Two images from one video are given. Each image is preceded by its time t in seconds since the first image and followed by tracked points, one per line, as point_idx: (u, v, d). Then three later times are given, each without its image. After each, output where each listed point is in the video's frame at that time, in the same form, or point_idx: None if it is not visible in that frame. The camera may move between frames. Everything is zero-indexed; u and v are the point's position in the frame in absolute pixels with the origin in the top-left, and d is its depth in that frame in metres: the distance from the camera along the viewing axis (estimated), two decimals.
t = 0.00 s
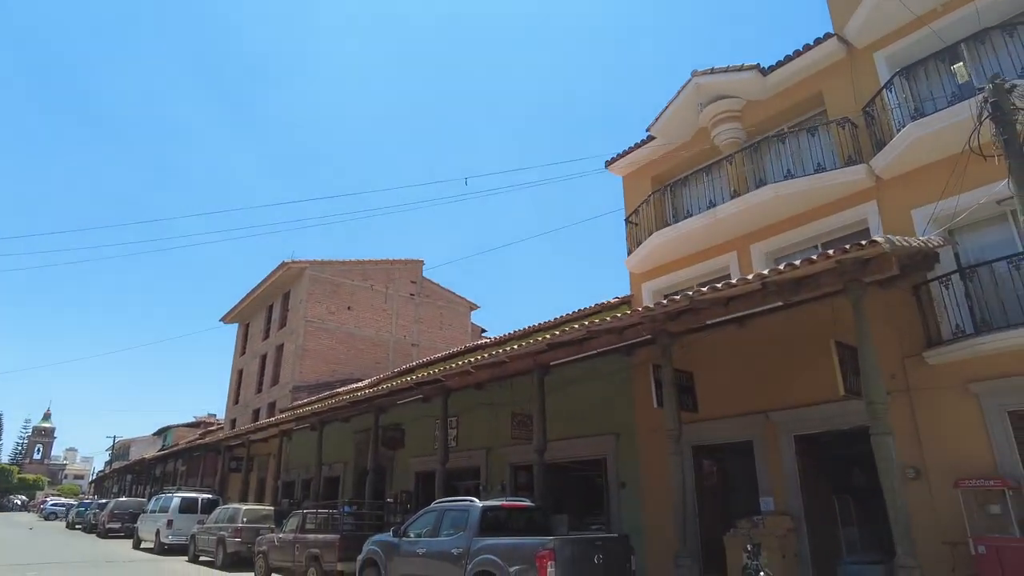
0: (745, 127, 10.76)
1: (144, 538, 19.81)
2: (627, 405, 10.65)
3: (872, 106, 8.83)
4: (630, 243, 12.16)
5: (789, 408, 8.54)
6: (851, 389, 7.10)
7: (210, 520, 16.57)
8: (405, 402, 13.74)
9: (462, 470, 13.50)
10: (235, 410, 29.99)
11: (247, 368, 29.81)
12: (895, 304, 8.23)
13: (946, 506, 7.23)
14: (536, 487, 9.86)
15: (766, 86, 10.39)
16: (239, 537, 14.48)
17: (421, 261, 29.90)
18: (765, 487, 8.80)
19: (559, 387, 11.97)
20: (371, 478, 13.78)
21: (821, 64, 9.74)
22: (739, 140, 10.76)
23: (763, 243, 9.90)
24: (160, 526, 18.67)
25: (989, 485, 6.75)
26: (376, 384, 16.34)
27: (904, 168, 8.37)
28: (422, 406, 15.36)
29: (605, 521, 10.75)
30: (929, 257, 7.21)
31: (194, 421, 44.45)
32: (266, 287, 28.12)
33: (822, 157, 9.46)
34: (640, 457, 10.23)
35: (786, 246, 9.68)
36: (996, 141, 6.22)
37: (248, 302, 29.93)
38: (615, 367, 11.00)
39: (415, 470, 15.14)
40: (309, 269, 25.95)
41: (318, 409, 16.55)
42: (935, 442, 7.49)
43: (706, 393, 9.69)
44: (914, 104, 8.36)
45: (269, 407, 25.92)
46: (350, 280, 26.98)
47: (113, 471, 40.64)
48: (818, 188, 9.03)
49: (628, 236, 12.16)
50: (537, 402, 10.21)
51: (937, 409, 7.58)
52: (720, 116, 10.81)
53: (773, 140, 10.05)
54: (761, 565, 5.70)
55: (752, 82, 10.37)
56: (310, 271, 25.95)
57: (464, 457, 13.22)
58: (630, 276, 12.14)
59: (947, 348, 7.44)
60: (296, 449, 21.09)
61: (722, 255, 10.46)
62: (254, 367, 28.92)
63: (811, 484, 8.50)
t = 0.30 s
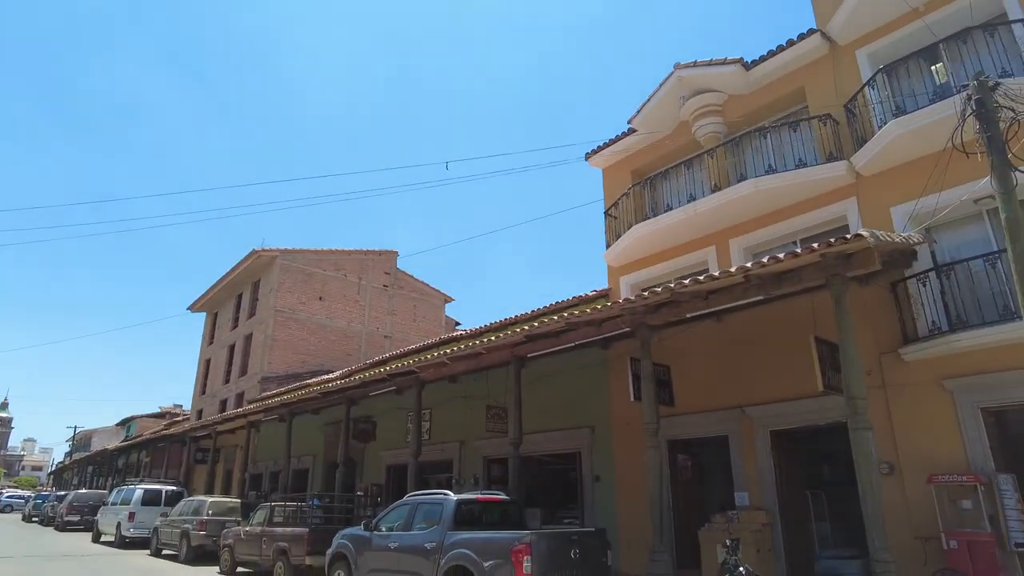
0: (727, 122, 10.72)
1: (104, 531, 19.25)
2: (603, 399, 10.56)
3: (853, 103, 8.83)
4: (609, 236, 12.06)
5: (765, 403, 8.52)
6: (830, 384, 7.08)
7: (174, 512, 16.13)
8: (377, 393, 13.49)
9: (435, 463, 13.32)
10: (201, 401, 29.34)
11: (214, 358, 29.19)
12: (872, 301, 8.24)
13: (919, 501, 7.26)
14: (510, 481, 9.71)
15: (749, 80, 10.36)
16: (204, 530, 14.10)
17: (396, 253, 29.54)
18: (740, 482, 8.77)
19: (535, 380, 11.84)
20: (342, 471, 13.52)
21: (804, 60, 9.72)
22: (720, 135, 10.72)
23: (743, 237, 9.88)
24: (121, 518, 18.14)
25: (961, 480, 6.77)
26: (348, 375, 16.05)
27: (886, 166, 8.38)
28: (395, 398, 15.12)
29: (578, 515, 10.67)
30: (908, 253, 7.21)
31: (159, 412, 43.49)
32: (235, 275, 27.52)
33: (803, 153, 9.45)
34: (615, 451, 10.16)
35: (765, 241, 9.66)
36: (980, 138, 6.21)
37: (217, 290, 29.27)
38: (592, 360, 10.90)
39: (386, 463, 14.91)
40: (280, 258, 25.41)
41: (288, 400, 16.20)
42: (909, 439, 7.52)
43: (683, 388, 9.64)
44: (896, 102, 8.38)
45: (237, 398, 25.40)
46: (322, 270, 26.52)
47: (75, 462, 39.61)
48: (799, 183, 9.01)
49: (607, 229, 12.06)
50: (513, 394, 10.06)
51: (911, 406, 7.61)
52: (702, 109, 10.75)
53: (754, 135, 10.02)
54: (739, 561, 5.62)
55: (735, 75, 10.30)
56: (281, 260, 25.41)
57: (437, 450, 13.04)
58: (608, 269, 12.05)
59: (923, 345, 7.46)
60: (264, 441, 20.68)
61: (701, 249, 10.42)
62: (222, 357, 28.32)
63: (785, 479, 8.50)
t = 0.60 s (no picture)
0: (713, 112, 10.61)
1: (72, 525, 18.73)
2: (585, 390, 10.42)
3: (841, 93, 8.75)
4: (592, 226, 11.91)
5: (750, 395, 8.44)
6: (817, 375, 6.99)
7: (144, 506, 15.71)
8: (355, 384, 13.21)
9: (413, 455, 13.10)
10: (175, 393, 28.76)
11: (188, 349, 28.60)
12: (858, 292, 8.17)
13: (904, 493, 7.22)
14: (491, 473, 9.53)
15: (736, 69, 10.25)
16: (175, 524, 13.70)
17: (375, 244, 29.17)
18: (723, 474, 8.68)
19: (516, 371, 11.67)
20: (318, 463, 13.24)
21: (791, 50, 9.62)
22: (706, 125, 10.60)
23: (728, 228, 9.78)
24: (89, 512, 17.67)
25: (946, 472, 6.73)
26: (325, 366, 15.75)
27: (874, 157, 8.29)
28: (373, 390, 14.86)
29: (559, 508, 10.54)
30: (896, 244, 7.14)
31: (132, 403, 42.65)
32: (210, 265, 26.94)
33: (790, 143, 9.37)
34: (597, 443, 10.03)
35: (750, 232, 9.58)
36: (972, 126, 6.13)
37: (191, 280, 28.66)
38: (575, 352, 10.75)
39: (364, 456, 14.67)
40: (256, 247, 24.91)
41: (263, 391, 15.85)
42: (894, 430, 7.48)
43: (666, 379, 9.53)
44: (884, 92, 8.31)
45: (211, 389, 24.92)
46: (299, 260, 26.08)
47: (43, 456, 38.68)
48: (786, 174, 8.92)
49: (591, 219, 11.90)
50: (495, 384, 9.87)
51: (896, 398, 7.57)
52: (688, 99, 10.62)
53: (741, 124, 9.92)
54: (727, 553, 5.50)
55: (722, 64, 10.17)
56: (257, 249, 24.91)
57: (416, 442, 12.83)
58: (591, 260, 11.91)
59: (909, 337, 7.41)
60: (239, 433, 20.28)
61: (685, 240, 10.31)
62: (195, 348, 27.76)
63: (769, 472, 8.44)
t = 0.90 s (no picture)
0: (713, 99, 10.42)
1: (55, 518, 18.38)
2: (581, 381, 10.24)
3: (845, 80, 8.57)
4: (588, 215, 11.70)
5: (750, 386, 8.29)
6: (821, 365, 6.83)
7: (128, 499, 15.41)
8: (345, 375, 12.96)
9: (404, 447, 12.89)
10: (161, 384, 28.35)
11: (174, 340, 28.19)
12: (860, 282, 8.03)
13: (907, 485, 7.10)
14: (485, 465, 9.33)
15: (737, 55, 10.05)
16: (160, 517, 13.43)
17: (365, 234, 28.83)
18: (721, 467, 8.53)
19: (510, 362, 11.47)
20: (307, 455, 13.00)
21: (793, 35, 9.43)
22: (705, 112, 10.41)
23: (728, 216, 9.61)
24: (73, 505, 17.33)
25: (951, 464, 6.61)
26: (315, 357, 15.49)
27: (878, 143, 8.13)
28: (363, 381, 14.62)
29: (553, 500, 10.37)
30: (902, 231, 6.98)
31: (118, 394, 42.09)
32: (197, 254, 26.51)
33: (792, 130, 9.20)
34: (593, 435, 9.86)
35: (751, 220, 9.41)
36: (984, 110, 5.96)
37: (178, 270, 28.22)
38: (571, 342, 10.56)
39: (354, 448, 14.44)
40: (244, 236, 24.51)
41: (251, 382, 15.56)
42: (897, 422, 7.36)
43: (664, 370, 9.37)
44: (890, 78, 8.15)
45: (199, 381, 24.57)
46: (288, 250, 25.72)
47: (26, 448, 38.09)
48: (788, 161, 8.74)
49: (587, 208, 11.69)
50: (489, 375, 9.66)
51: (899, 389, 7.44)
52: (687, 85, 10.42)
53: (742, 111, 9.74)
54: (732, 547, 5.33)
55: (722, 50, 9.97)
56: (244, 238, 24.51)
57: (407, 434, 12.62)
58: (587, 249, 11.71)
59: (913, 327, 7.27)
60: (226, 425, 19.99)
61: (684, 229, 10.13)
62: (182, 339, 27.36)
63: (768, 464, 8.30)
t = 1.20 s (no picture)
0: (717, 80, 10.18)
1: (42, 506, 18.11)
2: (581, 368, 10.05)
3: (855, 60, 8.36)
4: (588, 199, 11.48)
5: (755, 372, 8.13)
6: (831, 350, 6.65)
7: (117, 486, 15.16)
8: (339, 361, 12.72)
9: (399, 435, 12.68)
10: (151, 371, 28.02)
11: (164, 327, 27.84)
12: (869, 266, 7.85)
13: (915, 474, 6.97)
14: (483, 452, 9.14)
15: (742, 35, 9.81)
16: (150, 505, 13.19)
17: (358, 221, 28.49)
18: (724, 454, 8.37)
19: (508, 349, 11.26)
20: (300, 442, 12.79)
21: (802, 14, 9.20)
22: (709, 93, 10.18)
23: (732, 200, 9.41)
24: (61, 493, 17.06)
25: (963, 452, 6.48)
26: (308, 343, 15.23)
27: (889, 124, 7.93)
28: (357, 368, 14.39)
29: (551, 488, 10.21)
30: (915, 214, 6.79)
31: (107, 383, 41.66)
32: (188, 240, 26.11)
33: (799, 112, 9.00)
34: (592, 423, 9.68)
35: (755, 203, 9.21)
36: (1006, 87, 5.76)
37: (168, 256, 27.82)
38: (571, 328, 10.36)
39: (347, 435, 14.23)
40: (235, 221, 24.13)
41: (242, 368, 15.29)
42: (906, 409, 7.22)
43: (666, 356, 9.19)
44: (901, 58, 7.94)
45: (189, 368, 24.26)
46: (279, 236, 25.37)
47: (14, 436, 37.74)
48: (795, 142, 8.54)
49: (587, 191, 11.47)
50: (488, 360, 9.45)
51: (908, 376, 7.29)
52: (691, 66, 10.17)
53: (748, 92, 9.52)
54: (743, 536, 5.16)
55: (728, 30, 9.73)
56: (235, 224, 24.13)
57: (402, 421, 12.41)
58: (587, 234, 11.50)
59: (924, 312, 7.11)
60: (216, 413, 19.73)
61: (687, 212, 9.93)
62: (172, 326, 27.01)
63: (772, 452, 8.15)
